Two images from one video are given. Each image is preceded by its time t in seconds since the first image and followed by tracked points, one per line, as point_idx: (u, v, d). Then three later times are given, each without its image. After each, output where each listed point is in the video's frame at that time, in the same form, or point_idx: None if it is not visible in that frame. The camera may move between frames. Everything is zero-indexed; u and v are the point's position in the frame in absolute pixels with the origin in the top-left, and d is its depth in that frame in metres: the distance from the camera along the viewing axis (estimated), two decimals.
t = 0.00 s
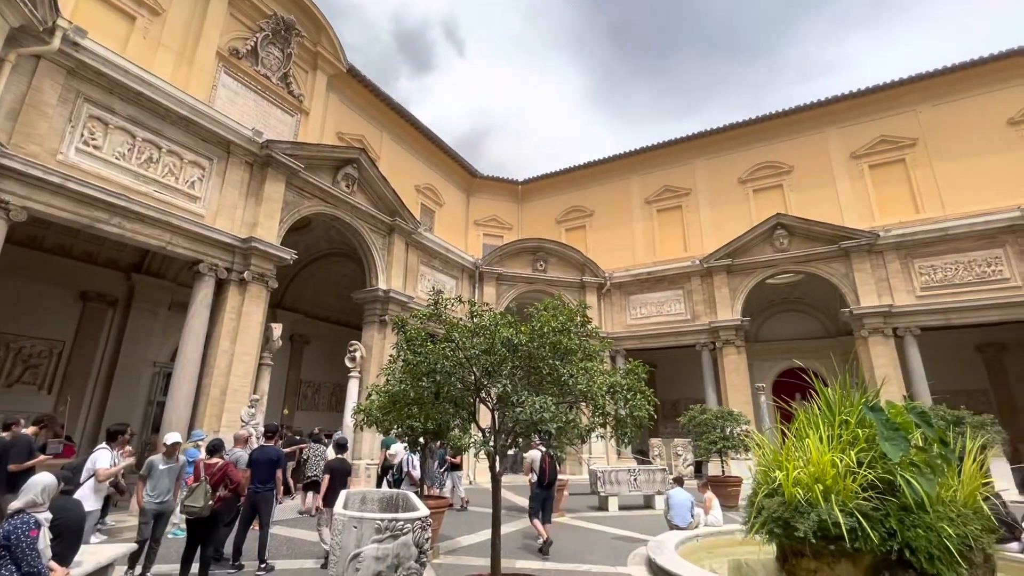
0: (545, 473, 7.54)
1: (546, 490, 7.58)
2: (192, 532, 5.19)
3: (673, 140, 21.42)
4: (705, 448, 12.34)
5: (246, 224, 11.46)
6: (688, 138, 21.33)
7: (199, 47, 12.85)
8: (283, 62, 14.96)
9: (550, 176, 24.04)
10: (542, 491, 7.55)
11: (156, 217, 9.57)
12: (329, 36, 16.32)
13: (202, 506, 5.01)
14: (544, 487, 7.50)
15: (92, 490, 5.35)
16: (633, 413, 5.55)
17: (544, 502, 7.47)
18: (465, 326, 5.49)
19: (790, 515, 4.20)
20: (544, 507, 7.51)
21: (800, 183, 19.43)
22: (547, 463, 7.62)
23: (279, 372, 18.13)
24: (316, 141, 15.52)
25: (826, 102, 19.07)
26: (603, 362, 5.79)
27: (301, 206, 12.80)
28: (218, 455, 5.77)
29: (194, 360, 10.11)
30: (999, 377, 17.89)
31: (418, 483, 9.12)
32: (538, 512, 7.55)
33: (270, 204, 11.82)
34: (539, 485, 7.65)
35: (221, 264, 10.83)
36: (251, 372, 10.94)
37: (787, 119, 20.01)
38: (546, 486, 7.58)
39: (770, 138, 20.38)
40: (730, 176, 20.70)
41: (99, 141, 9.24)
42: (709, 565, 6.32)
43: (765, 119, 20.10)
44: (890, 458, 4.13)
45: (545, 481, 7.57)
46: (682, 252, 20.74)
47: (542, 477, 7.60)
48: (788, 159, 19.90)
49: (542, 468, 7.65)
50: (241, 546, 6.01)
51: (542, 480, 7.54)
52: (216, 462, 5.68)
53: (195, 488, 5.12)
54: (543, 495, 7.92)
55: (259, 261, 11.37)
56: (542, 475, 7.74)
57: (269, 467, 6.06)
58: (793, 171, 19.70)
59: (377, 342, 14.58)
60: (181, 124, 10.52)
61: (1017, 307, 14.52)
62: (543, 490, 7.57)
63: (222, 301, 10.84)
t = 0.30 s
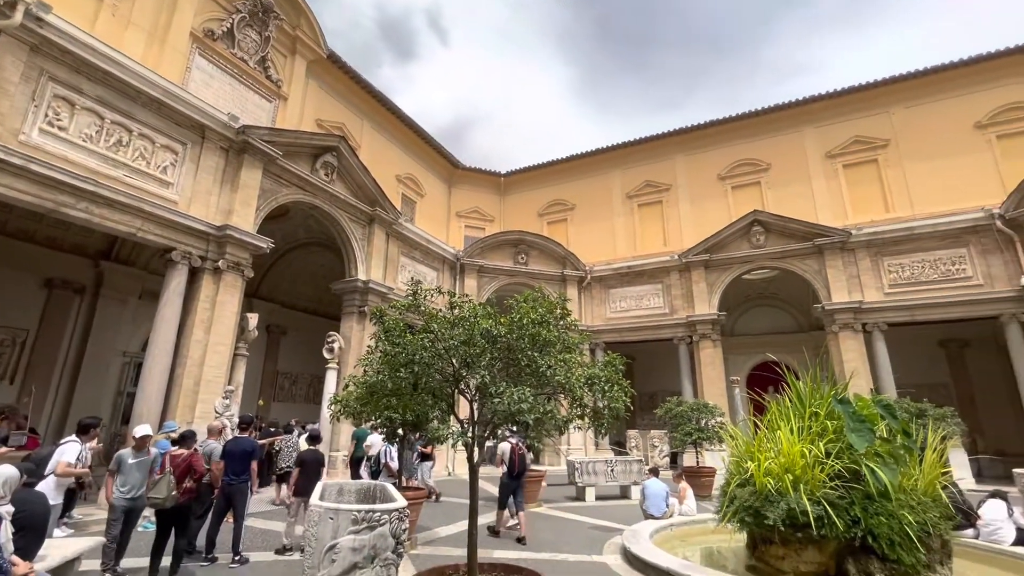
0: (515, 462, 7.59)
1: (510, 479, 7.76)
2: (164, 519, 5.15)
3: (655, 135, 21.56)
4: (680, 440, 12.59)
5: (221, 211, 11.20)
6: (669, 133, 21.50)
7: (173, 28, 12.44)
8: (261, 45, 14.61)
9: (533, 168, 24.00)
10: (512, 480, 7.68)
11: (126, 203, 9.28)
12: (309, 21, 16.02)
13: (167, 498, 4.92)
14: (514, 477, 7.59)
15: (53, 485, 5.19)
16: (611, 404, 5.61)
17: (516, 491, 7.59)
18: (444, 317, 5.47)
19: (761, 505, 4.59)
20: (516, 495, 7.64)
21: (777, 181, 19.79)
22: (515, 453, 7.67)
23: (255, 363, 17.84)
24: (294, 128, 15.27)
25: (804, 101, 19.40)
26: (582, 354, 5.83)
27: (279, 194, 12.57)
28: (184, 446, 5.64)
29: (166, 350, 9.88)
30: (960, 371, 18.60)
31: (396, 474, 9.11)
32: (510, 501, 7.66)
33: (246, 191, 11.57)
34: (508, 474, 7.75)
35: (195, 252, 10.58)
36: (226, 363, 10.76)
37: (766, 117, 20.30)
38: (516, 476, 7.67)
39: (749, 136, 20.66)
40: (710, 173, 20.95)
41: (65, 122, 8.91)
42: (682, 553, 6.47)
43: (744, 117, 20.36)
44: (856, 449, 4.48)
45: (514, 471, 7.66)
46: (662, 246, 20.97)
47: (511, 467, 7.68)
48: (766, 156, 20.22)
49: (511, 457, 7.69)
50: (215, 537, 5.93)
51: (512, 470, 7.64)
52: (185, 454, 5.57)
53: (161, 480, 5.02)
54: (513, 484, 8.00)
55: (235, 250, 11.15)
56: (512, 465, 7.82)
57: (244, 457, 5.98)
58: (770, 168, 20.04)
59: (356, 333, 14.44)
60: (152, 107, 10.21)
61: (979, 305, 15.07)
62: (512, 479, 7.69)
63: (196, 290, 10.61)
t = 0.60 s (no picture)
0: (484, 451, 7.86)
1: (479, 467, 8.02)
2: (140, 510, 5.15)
3: (638, 128, 21.64)
4: (659, 430, 12.81)
5: (197, 197, 10.93)
6: (652, 127, 21.59)
7: (145, 6, 12.01)
8: (239, 27, 14.21)
9: (517, 159, 23.90)
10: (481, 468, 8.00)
11: (95, 186, 8.98)
12: (289, 3, 15.66)
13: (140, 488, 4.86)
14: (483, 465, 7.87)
15: (24, 476, 5.08)
16: (590, 395, 5.66)
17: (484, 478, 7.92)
18: (424, 307, 5.44)
19: (734, 493, 4.74)
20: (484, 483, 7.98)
21: (757, 176, 20.07)
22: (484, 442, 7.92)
23: (232, 352, 17.55)
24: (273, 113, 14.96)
25: (785, 98, 19.65)
26: (562, 345, 5.85)
27: (257, 181, 12.33)
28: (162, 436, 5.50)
29: (139, 339, 9.66)
30: (926, 365, 19.23)
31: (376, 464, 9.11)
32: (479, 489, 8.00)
33: (222, 177, 11.31)
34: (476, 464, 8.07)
35: (169, 238, 10.32)
36: (202, 352, 10.57)
37: (746, 113, 20.52)
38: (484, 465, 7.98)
39: (731, 131, 20.87)
40: (691, 167, 21.14)
41: (30, 101, 8.58)
42: (658, 541, 6.61)
43: (726, 112, 20.55)
44: (826, 439, 4.66)
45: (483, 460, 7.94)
46: (643, 239, 21.15)
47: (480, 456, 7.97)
48: (747, 152, 20.47)
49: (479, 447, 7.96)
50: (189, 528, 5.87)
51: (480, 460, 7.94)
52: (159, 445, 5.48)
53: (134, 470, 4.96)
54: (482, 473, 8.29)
55: (211, 237, 10.91)
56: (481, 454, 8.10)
57: (219, 447, 5.91)
58: (751, 164, 20.29)
59: (336, 323, 14.29)
60: (123, 88, 9.88)
61: (947, 301, 15.56)
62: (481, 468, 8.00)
63: (171, 278, 10.36)
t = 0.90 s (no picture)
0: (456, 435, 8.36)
1: (452, 453, 8.33)
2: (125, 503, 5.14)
3: (623, 120, 21.66)
4: (639, 420, 12.99)
5: (173, 182, 10.68)
6: (637, 119, 21.63)
7: None
8: (217, 7, 13.82)
9: (503, 149, 23.74)
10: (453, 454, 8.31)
11: (66, 169, 8.72)
12: None
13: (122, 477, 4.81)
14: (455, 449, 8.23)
15: None
16: (571, 383, 5.71)
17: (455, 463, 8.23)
18: (406, 296, 5.40)
19: (712, 481, 5.00)
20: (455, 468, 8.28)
21: (739, 170, 20.27)
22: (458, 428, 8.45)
23: (211, 341, 17.28)
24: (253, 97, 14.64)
25: (768, 93, 19.83)
26: (544, 334, 5.88)
27: (236, 166, 12.10)
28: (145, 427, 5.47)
29: (113, 327, 9.45)
30: (898, 357, 19.78)
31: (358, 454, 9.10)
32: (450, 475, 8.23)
33: (200, 162, 11.05)
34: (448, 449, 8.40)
35: (144, 224, 10.06)
36: (179, 341, 10.39)
37: (730, 107, 20.67)
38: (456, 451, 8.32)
39: (715, 125, 21.00)
40: (675, 160, 21.27)
41: None
42: (637, 527, 6.74)
43: (709, 106, 20.67)
44: (801, 429, 4.97)
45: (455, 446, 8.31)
46: (627, 232, 21.27)
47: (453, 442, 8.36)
48: (730, 146, 20.65)
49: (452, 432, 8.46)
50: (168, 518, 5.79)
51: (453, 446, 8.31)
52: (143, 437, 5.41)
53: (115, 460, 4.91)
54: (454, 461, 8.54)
55: (188, 224, 10.67)
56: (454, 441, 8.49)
57: (197, 437, 5.83)
58: (733, 158, 20.49)
59: (317, 313, 14.15)
60: (95, 67, 9.58)
61: (919, 295, 15.98)
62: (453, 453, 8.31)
63: (146, 265, 10.12)
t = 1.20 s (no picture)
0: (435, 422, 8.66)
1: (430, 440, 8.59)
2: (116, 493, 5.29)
3: (611, 111, 21.64)
4: (622, 409, 13.14)
5: (150, 166, 10.43)
6: (624, 110, 21.63)
7: None
8: None
9: (490, 137, 23.56)
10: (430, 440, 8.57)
11: (37, 150, 8.46)
12: None
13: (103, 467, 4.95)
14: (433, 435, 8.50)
15: None
16: (554, 372, 5.75)
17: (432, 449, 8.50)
18: (388, 284, 5.35)
19: (692, 468, 5.14)
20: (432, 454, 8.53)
21: (724, 163, 20.42)
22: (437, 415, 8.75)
23: (191, 329, 17.02)
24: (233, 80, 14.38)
25: (753, 86, 19.96)
26: (528, 323, 5.89)
27: (216, 151, 11.86)
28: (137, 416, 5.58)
29: (89, 314, 9.24)
30: (874, 348, 20.26)
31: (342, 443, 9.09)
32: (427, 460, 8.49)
33: (179, 145, 10.81)
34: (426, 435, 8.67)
35: (120, 209, 9.81)
36: (158, 329, 10.21)
37: (716, 99, 20.76)
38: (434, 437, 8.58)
39: (701, 118, 21.08)
40: (661, 152, 21.34)
41: None
42: (619, 514, 6.85)
43: (696, 98, 20.74)
44: (778, 417, 5.11)
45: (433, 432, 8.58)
46: (613, 223, 21.34)
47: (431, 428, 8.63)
48: (715, 138, 20.78)
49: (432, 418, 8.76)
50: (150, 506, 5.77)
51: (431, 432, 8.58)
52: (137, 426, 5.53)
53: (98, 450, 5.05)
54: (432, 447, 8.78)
55: (166, 209, 10.44)
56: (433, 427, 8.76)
57: (177, 426, 5.78)
58: (719, 150, 20.62)
59: (300, 301, 14.00)
60: (67, 46, 9.29)
61: (895, 288, 16.35)
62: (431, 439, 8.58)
63: (122, 251, 9.91)
